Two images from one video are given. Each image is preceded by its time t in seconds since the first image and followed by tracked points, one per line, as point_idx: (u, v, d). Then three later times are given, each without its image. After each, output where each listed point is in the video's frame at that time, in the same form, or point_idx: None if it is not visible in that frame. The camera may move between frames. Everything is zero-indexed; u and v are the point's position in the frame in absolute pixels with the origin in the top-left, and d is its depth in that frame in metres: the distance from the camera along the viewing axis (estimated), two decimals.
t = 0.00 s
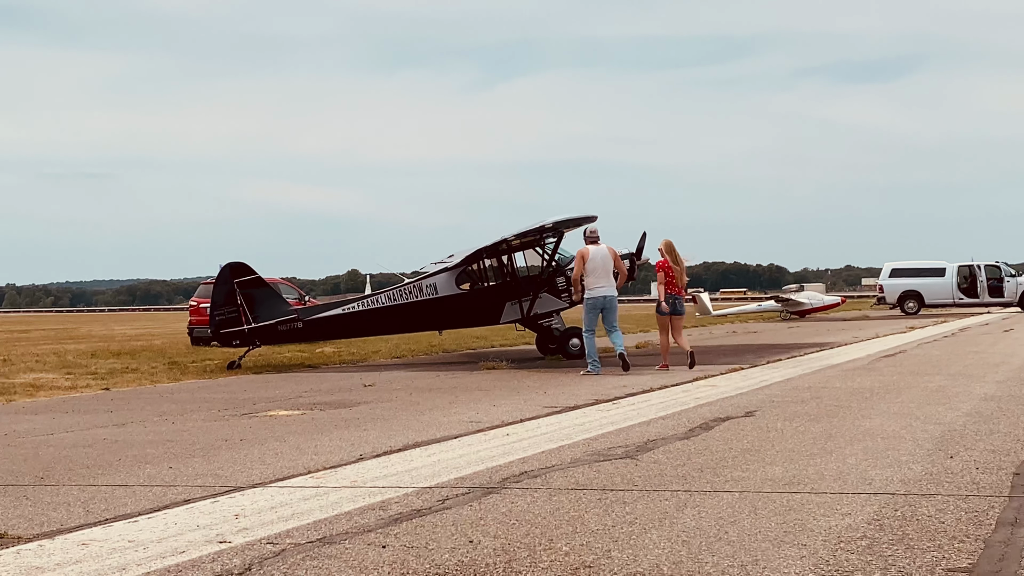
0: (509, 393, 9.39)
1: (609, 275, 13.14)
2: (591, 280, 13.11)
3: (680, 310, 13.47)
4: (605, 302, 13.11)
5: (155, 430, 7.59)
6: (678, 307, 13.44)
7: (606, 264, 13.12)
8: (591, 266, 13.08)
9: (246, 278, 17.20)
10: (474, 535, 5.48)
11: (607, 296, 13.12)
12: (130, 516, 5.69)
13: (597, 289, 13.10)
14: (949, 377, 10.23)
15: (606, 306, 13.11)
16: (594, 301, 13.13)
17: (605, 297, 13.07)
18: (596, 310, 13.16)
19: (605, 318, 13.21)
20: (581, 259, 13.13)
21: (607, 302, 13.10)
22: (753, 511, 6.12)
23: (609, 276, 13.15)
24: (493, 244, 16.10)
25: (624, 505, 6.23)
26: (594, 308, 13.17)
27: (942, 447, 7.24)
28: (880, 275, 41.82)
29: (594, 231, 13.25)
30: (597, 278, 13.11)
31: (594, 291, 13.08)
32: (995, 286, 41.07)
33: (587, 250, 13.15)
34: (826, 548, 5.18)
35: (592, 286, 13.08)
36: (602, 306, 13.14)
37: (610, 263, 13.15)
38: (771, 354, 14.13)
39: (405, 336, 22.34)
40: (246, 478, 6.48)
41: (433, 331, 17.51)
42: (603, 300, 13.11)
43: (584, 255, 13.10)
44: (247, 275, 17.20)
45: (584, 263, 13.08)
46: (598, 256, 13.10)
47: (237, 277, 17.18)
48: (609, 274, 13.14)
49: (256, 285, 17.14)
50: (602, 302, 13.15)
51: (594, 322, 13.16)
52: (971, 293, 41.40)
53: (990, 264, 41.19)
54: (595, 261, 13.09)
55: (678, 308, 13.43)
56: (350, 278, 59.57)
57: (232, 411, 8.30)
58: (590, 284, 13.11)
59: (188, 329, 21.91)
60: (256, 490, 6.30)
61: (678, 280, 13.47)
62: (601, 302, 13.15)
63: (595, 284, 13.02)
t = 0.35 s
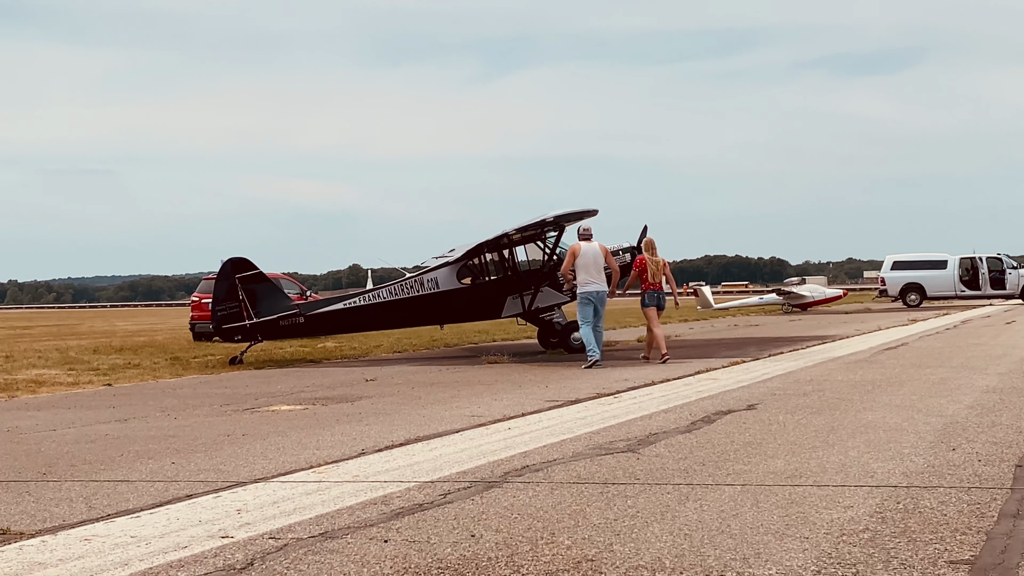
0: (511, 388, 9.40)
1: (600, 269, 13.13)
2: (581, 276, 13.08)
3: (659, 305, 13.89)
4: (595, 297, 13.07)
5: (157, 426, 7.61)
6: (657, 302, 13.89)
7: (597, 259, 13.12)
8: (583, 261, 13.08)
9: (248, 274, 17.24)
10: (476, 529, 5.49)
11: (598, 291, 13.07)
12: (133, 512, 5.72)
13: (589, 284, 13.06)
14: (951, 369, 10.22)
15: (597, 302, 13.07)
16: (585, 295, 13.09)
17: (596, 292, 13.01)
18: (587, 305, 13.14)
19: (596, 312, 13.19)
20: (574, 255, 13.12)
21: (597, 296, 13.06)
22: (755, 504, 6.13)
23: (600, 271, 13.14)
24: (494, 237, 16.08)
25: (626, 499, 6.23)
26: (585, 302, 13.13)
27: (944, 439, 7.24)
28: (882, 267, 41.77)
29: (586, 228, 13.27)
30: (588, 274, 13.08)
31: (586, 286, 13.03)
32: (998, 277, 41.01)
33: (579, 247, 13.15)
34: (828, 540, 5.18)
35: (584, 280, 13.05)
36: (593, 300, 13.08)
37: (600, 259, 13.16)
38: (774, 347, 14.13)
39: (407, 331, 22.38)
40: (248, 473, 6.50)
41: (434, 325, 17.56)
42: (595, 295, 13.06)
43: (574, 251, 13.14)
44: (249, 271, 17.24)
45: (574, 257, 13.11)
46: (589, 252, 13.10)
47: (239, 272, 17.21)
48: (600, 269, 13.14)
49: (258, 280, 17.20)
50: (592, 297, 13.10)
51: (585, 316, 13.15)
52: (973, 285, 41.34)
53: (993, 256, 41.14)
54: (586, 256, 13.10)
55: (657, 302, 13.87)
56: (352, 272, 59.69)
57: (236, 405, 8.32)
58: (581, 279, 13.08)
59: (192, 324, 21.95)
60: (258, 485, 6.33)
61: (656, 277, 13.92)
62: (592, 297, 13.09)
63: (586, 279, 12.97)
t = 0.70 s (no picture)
0: (514, 386, 9.40)
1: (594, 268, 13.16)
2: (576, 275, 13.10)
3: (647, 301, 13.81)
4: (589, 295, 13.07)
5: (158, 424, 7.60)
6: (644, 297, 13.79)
7: (592, 258, 13.14)
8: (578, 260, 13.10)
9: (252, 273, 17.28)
10: (481, 527, 5.48)
11: (593, 289, 13.08)
12: (137, 511, 5.74)
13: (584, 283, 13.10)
14: (955, 366, 10.22)
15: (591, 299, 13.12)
16: (580, 294, 13.11)
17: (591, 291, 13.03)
18: (582, 303, 13.15)
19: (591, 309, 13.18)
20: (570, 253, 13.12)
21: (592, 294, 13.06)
22: (759, 501, 6.12)
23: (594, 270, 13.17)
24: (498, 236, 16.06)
25: (630, 497, 6.23)
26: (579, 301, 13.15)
27: (948, 436, 7.23)
28: (885, 265, 41.76)
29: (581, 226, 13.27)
30: (583, 272, 13.10)
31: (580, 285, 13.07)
32: (1001, 274, 41.04)
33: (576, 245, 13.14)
34: (832, 538, 5.18)
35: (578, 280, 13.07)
36: (588, 298, 13.09)
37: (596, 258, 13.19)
38: (778, 345, 14.11)
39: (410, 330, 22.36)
40: (252, 472, 6.51)
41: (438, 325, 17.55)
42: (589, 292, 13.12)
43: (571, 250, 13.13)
44: (253, 270, 17.28)
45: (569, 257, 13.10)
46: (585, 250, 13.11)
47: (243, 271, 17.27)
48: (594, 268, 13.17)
49: (262, 279, 17.20)
50: (587, 295, 13.10)
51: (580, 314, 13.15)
52: (976, 282, 41.34)
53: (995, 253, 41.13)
54: (581, 256, 13.12)
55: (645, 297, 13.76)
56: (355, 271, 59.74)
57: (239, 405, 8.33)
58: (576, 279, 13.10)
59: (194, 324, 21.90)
60: (263, 483, 6.35)
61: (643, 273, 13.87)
62: (587, 295, 13.10)
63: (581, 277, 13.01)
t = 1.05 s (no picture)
0: (517, 384, 9.40)
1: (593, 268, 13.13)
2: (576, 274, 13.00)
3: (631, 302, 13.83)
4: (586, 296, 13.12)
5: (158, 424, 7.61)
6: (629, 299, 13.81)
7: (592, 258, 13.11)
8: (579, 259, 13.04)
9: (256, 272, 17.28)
10: (485, 526, 5.48)
11: (589, 291, 13.11)
12: (142, 510, 5.76)
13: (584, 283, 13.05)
14: (962, 364, 10.19)
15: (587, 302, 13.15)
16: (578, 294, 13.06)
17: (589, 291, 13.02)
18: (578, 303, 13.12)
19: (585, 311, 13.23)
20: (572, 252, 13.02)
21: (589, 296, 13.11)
22: (763, 500, 6.12)
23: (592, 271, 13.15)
24: (502, 234, 16.07)
25: (634, 495, 6.24)
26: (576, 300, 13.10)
27: (953, 435, 7.21)
28: (891, 262, 41.70)
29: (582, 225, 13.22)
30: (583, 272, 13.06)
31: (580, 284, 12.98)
32: (1007, 272, 40.99)
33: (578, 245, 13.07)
34: (836, 536, 5.17)
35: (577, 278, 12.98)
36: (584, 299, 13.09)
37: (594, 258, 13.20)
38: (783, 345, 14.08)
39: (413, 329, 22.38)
40: (257, 472, 6.53)
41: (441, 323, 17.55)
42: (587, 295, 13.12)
43: (572, 248, 13.06)
44: (257, 269, 17.29)
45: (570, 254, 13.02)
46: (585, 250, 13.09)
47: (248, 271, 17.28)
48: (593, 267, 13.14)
49: (266, 278, 17.23)
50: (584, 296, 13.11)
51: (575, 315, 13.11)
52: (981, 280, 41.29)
53: (1001, 250, 41.08)
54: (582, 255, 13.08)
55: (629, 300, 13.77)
56: (361, 270, 59.76)
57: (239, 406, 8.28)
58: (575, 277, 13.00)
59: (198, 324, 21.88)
60: (268, 483, 6.38)
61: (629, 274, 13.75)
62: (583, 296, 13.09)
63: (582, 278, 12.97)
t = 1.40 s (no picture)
0: (531, 415, 8.04)
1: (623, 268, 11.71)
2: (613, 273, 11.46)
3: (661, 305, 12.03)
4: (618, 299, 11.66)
5: (75, 466, 6.30)
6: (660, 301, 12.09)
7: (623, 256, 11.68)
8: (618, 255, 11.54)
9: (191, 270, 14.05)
10: None
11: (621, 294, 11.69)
12: None
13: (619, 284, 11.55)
14: None
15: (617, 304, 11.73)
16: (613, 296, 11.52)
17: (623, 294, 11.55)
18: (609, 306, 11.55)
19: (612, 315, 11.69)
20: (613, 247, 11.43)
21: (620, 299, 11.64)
22: (845, 561, 4.50)
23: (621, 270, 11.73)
24: (510, 220, 13.81)
25: (677, 554, 4.61)
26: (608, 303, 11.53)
27: None
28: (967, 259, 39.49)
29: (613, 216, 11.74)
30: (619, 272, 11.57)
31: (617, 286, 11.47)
32: None
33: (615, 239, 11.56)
34: None
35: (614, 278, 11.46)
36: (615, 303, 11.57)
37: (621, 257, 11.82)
38: (858, 357, 12.40)
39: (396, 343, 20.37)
40: (191, 526, 5.01)
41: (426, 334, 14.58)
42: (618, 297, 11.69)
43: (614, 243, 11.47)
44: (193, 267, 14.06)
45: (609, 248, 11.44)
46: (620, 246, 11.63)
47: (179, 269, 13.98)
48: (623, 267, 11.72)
49: (203, 278, 13.97)
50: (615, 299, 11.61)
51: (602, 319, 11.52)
52: None
53: None
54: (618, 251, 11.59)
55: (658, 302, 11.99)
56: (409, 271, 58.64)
57: (174, 441, 7.18)
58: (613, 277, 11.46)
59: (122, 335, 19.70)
60: (204, 540, 4.81)
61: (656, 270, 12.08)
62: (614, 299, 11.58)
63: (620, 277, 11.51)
